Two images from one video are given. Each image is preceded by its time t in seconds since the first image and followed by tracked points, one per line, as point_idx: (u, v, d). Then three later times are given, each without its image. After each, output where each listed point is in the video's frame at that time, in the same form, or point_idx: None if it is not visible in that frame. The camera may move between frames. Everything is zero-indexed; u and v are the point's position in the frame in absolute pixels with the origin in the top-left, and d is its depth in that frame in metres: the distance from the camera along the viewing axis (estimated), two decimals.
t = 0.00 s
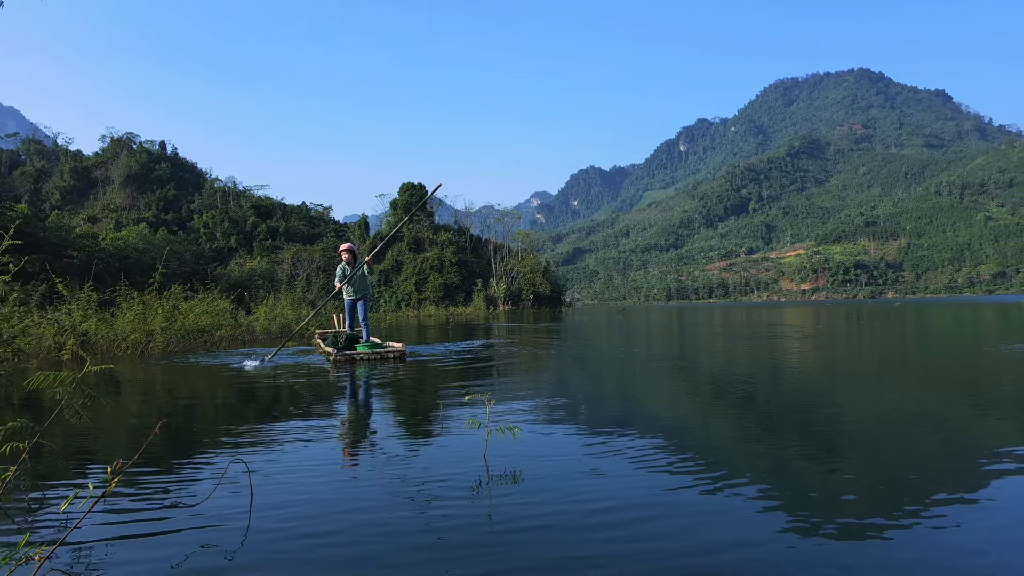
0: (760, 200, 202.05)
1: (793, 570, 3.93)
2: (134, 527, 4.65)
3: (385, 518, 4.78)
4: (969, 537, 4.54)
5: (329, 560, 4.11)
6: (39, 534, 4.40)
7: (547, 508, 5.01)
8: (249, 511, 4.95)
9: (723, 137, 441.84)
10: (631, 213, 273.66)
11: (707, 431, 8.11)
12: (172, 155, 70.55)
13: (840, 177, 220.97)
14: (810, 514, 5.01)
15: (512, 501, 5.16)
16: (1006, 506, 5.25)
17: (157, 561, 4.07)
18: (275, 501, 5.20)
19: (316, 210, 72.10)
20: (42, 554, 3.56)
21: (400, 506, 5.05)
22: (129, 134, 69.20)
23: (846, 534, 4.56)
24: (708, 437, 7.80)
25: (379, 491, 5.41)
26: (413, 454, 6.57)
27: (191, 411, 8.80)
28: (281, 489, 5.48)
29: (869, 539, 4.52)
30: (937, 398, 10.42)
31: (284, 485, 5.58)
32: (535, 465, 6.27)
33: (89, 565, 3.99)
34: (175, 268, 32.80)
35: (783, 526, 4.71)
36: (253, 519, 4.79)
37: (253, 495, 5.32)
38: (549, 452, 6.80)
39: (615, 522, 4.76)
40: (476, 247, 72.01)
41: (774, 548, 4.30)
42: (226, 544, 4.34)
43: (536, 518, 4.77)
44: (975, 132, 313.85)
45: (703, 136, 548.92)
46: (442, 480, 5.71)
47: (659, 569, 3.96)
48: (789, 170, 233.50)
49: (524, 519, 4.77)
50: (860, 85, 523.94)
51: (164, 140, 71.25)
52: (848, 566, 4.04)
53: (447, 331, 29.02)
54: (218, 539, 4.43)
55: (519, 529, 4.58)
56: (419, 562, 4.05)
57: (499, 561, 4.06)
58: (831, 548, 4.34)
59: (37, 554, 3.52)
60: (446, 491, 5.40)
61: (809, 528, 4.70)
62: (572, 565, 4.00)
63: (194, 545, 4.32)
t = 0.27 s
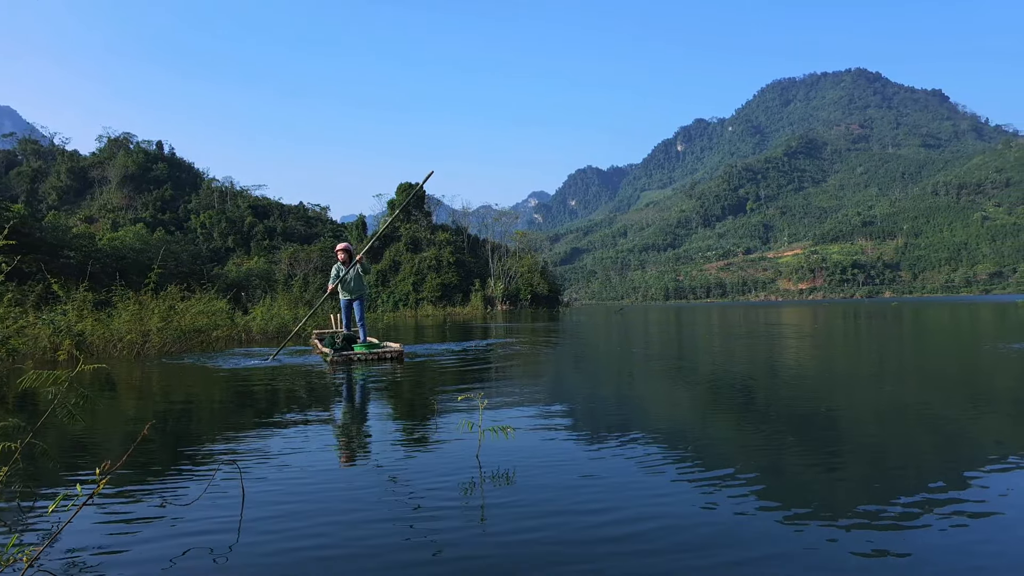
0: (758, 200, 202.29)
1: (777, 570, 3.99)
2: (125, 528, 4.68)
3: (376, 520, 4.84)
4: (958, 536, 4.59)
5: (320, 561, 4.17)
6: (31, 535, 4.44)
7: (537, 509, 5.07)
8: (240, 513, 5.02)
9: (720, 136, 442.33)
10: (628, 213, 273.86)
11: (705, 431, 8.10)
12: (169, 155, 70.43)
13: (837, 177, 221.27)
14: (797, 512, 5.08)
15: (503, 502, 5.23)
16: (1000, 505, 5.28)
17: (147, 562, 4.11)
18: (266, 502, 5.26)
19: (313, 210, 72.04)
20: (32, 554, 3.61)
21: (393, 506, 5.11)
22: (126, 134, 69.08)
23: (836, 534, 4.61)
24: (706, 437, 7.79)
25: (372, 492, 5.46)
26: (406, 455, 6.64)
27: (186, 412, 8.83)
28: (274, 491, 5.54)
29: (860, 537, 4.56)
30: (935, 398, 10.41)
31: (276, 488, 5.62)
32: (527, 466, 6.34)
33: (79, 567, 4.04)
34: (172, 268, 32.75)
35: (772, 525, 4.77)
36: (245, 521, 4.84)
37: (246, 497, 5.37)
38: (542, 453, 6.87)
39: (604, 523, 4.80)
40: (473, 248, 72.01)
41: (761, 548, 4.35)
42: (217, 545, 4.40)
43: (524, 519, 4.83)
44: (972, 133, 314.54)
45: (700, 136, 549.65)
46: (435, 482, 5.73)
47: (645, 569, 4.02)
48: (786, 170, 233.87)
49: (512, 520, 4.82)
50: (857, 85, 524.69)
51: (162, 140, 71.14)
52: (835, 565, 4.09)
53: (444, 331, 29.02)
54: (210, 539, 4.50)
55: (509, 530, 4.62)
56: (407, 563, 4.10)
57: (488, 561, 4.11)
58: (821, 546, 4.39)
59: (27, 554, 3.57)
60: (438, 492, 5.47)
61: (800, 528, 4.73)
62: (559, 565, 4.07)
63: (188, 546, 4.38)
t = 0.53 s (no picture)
0: (755, 200, 202.60)
1: (766, 570, 4.04)
2: (117, 528, 4.73)
3: (369, 520, 4.88)
4: (949, 535, 4.64)
5: (311, 562, 4.22)
6: (25, 534, 4.50)
7: (528, 509, 5.13)
8: (235, 512, 5.07)
9: (717, 136, 442.77)
10: (626, 212, 274.07)
11: (703, 431, 8.09)
12: (166, 154, 70.23)
13: (834, 177, 221.66)
14: (788, 512, 5.13)
15: (494, 502, 5.29)
16: (996, 505, 5.30)
17: (138, 561, 4.17)
18: (262, 502, 5.31)
19: (311, 210, 71.95)
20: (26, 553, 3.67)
21: (386, 507, 5.17)
22: (123, 133, 68.88)
23: (826, 534, 4.66)
24: (704, 437, 7.79)
25: (366, 493, 5.51)
26: (401, 454, 6.69)
27: (182, 411, 8.87)
28: (267, 491, 5.59)
29: (853, 538, 4.59)
30: (932, 398, 10.40)
31: (270, 488, 5.68)
32: (520, 465, 6.39)
33: (72, 565, 4.09)
34: (169, 268, 32.66)
35: (762, 525, 4.82)
36: (240, 520, 4.90)
37: (240, 497, 5.42)
38: (536, 452, 6.93)
39: (596, 522, 4.87)
40: (471, 247, 71.96)
41: (750, 548, 4.41)
42: (210, 544, 4.46)
43: (515, 520, 4.89)
44: (968, 132, 315.39)
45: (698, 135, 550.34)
46: (431, 482, 5.77)
47: (633, 569, 4.08)
48: (784, 170, 234.26)
49: (503, 520, 4.89)
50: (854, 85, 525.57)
51: (158, 140, 70.94)
52: (826, 564, 4.14)
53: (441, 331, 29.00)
54: (203, 540, 4.55)
55: (502, 530, 4.68)
56: (399, 564, 4.16)
57: (477, 562, 4.17)
58: (813, 546, 4.44)
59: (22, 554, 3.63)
60: (432, 492, 5.52)
61: (793, 528, 4.77)
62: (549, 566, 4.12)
63: (182, 545, 4.44)
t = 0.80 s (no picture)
0: (752, 200, 202.91)
1: (759, 571, 4.05)
2: (111, 529, 4.76)
3: (362, 522, 4.88)
4: (944, 535, 4.65)
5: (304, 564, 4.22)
6: (21, 534, 4.53)
7: (520, 510, 5.15)
8: (228, 514, 5.07)
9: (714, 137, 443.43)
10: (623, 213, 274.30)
11: (700, 431, 8.11)
12: (162, 154, 70.06)
13: (830, 178, 222.18)
14: (781, 512, 5.14)
15: (488, 504, 5.29)
16: (992, 506, 5.31)
17: (132, 562, 4.20)
18: (255, 503, 5.32)
19: (308, 210, 71.87)
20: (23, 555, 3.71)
21: (383, 507, 5.20)
22: (119, 133, 68.69)
23: (820, 536, 4.66)
24: (701, 437, 7.81)
25: (359, 494, 5.51)
26: (395, 455, 6.70)
27: (179, 412, 8.86)
28: (261, 493, 5.59)
29: (850, 539, 4.60)
30: (928, 397, 10.42)
31: (263, 489, 5.68)
32: (514, 466, 6.40)
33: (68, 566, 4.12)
34: (165, 268, 32.59)
35: (758, 525, 4.86)
36: (233, 523, 4.90)
37: (233, 498, 5.43)
38: (530, 453, 6.94)
39: (591, 523, 4.90)
40: (468, 247, 71.97)
41: (744, 548, 4.41)
42: (203, 545, 4.50)
43: (507, 521, 4.90)
44: (965, 133, 316.21)
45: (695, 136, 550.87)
46: (426, 482, 5.81)
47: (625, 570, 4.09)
48: (781, 171, 234.75)
49: (496, 522, 4.90)
50: (851, 85, 526.90)
51: (155, 140, 70.79)
52: (821, 566, 4.14)
53: (438, 331, 29.00)
54: (196, 540, 4.59)
55: (497, 530, 4.73)
56: (390, 568, 4.14)
57: (469, 564, 4.17)
58: (807, 547, 4.45)
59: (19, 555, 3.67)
60: (425, 493, 5.52)
61: (790, 530, 4.77)
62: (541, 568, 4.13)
63: (175, 547, 4.45)
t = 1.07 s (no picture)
0: (749, 201, 203.24)
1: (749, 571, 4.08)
2: (102, 527, 4.76)
3: (355, 521, 4.91)
4: (937, 535, 4.68)
5: (296, 563, 4.24)
6: (13, 534, 4.54)
7: (513, 510, 5.17)
8: (221, 513, 5.09)
9: (712, 137, 443.89)
10: (621, 213, 274.70)
11: (697, 431, 8.11)
12: (159, 154, 69.93)
13: (827, 178, 222.55)
14: (772, 511, 5.18)
15: (480, 503, 5.32)
16: (988, 506, 5.32)
17: (122, 563, 4.18)
18: (249, 502, 5.34)
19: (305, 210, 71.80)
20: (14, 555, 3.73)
21: (378, 507, 5.18)
22: (116, 132, 68.56)
23: (812, 535, 4.69)
24: (699, 437, 7.80)
25: (353, 494, 5.51)
26: (390, 455, 6.72)
27: (175, 412, 8.88)
28: (255, 492, 5.61)
29: (845, 540, 4.61)
30: (925, 398, 10.41)
31: (257, 488, 5.70)
32: (508, 466, 6.42)
33: (57, 567, 4.13)
34: (162, 268, 32.52)
35: (758, 525, 4.86)
36: (226, 522, 4.92)
37: (227, 497, 5.45)
38: (524, 453, 6.96)
39: (586, 523, 4.91)
40: (466, 247, 71.92)
41: (734, 548, 4.45)
42: (197, 545, 4.50)
43: (499, 521, 4.93)
44: (961, 134, 317.05)
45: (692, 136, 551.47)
46: (420, 483, 5.80)
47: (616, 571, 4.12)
48: (778, 171, 235.16)
49: (488, 521, 4.93)
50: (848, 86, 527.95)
51: (152, 139, 70.63)
52: (818, 567, 4.15)
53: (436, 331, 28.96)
54: (188, 540, 4.58)
55: (491, 531, 4.75)
56: (383, 568, 4.17)
57: (461, 563, 4.19)
58: (798, 547, 4.48)
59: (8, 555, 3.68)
60: (418, 492, 5.54)
61: (784, 530, 4.79)
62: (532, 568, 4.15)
63: (168, 545, 4.47)
